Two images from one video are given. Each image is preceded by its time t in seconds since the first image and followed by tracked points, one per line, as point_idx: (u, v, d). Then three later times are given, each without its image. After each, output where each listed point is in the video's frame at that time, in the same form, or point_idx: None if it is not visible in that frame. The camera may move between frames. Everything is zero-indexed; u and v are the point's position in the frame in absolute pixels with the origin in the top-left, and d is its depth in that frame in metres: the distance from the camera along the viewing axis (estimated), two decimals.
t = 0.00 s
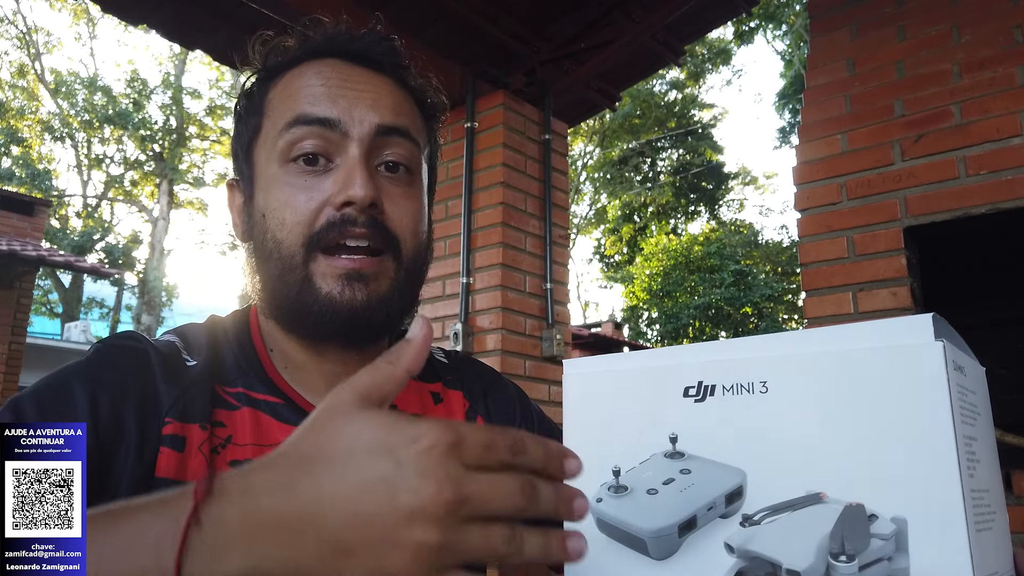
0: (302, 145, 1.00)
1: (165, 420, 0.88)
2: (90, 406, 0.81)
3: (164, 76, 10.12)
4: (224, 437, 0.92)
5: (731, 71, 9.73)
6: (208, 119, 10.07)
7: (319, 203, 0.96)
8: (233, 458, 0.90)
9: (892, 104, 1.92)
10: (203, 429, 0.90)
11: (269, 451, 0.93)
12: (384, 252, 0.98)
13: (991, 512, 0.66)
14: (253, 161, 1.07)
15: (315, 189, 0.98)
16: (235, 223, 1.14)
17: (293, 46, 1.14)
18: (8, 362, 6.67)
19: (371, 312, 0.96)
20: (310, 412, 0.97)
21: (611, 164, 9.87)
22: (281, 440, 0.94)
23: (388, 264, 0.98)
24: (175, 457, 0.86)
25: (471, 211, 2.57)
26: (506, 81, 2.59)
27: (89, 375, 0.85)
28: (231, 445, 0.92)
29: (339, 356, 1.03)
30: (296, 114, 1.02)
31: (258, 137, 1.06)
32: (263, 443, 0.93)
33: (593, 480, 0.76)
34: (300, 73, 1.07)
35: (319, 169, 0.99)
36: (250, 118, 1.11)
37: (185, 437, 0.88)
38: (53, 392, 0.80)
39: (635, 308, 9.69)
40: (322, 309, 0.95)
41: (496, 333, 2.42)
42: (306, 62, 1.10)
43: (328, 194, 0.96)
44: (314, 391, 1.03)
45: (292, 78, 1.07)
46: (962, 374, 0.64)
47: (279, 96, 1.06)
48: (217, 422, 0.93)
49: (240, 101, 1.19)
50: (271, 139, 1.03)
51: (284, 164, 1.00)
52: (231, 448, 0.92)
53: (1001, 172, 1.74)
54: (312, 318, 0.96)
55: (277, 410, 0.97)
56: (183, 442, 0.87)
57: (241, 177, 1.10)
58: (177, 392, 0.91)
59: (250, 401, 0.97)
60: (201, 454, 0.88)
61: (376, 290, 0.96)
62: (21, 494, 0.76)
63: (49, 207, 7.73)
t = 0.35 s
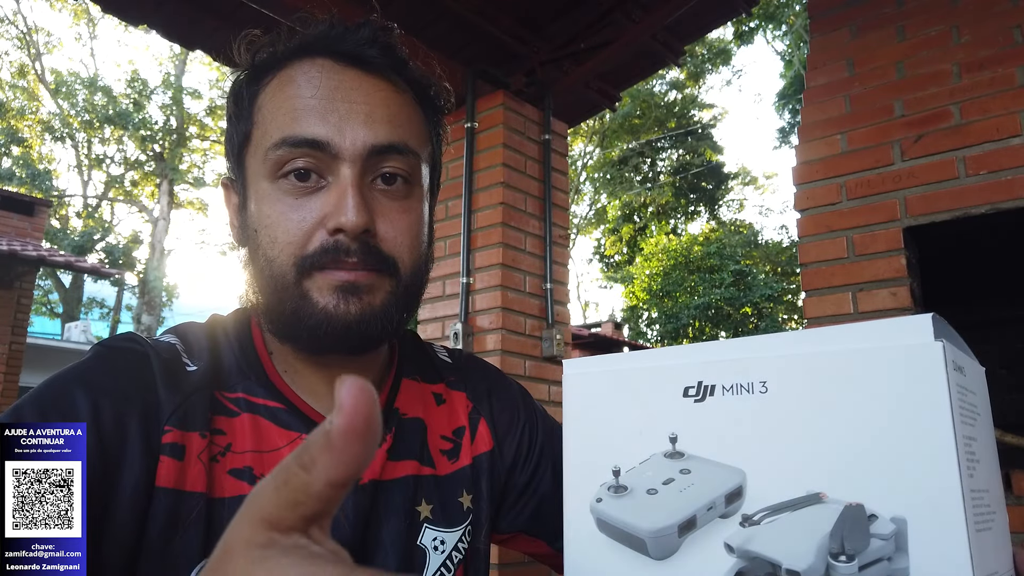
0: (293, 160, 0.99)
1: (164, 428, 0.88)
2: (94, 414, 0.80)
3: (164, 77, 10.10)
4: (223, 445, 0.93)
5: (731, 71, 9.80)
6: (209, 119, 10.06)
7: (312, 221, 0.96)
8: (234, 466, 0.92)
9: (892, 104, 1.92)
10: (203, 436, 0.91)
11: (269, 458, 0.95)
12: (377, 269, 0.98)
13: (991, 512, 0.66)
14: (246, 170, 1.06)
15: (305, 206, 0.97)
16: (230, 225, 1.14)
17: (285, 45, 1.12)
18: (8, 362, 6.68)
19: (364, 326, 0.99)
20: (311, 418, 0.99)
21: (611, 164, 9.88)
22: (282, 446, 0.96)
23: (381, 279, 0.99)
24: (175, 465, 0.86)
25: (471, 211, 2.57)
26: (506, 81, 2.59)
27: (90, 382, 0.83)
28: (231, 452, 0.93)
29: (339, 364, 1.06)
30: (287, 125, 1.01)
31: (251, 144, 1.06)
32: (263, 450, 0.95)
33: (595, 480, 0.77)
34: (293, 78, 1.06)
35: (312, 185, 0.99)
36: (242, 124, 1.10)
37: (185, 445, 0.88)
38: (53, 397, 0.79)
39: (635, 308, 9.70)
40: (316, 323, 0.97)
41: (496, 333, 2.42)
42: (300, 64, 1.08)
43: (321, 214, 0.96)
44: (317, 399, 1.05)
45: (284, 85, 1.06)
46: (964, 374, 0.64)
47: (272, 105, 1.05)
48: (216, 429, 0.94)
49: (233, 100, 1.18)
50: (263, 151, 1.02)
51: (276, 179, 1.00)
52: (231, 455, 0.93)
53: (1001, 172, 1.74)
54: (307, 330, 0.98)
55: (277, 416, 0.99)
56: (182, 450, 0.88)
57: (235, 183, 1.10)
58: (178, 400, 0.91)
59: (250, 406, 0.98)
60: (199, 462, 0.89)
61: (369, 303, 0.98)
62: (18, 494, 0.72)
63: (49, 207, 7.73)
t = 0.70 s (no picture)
0: (321, 164, 0.98)
1: (156, 429, 0.86)
2: (87, 407, 0.80)
3: (164, 77, 10.10)
4: (219, 448, 0.92)
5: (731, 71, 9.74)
6: (209, 119, 10.06)
7: (347, 228, 0.96)
8: (230, 468, 0.90)
9: (893, 104, 1.92)
10: (197, 437, 0.89)
11: (265, 461, 0.93)
12: (407, 281, 0.99)
13: (991, 512, 0.66)
14: (261, 171, 1.04)
15: (339, 213, 0.97)
16: (232, 228, 1.12)
17: (298, 37, 1.09)
18: (8, 362, 6.67)
19: (391, 339, 0.99)
20: (309, 421, 0.98)
21: (610, 164, 9.87)
22: (279, 449, 0.95)
23: (409, 290, 1.00)
24: (169, 467, 0.84)
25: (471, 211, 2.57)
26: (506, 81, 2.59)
27: (84, 377, 0.84)
28: (226, 455, 0.92)
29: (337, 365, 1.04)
30: (317, 128, 1.00)
31: (270, 142, 1.03)
32: (259, 452, 0.94)
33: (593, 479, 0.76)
34: (316, 76, 1.04)
35: (343, 191, 0.98)
36: (255, 116, 1.06)
37: (179, 446, 0.87)
38: (50, 393, 0.79)
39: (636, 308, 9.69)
40: (345, 337, 0.97)
41: (496, 333, 2.42)
42: (317, 60, 1.06)
43: (357, 219, 0.97)
44: (310, 399, 1.03)
45: (303, 82, 1.04)
46: (965, 373, 0.64)
47: (290, 104, 1.03)
48: (213, 431, 0.93)
49: (229, 95, 1.14)
50: (288, 151, 1.00)
51: (303, 183, 0.99)
52: (227, 458, 0.91)
53: (1001, 172, 1.74)
54: (334, 345, 0.98)
55: (274, 417, 0.97)
56: (176, 452, 0.86)
57: (243, 183, 1.08)
58: (171, 401, 0.89)
59: (248, 408, 0.97)
60: (194, 464, 0.87)
61: (396, 316, 1.00)
62: (19, 493, 0.77)
63: (48, 207, 7.72)
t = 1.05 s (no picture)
0: (323, 164, 0.98)
1: (172, 424, 0.88)
2: (120, 395, 0.85)
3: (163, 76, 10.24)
4: (229, 445, 0.92)
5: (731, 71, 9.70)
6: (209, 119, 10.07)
7: (354, 226, 0.97)
8: (229, 469, 0.91)
9: (893, 104, 1.92)
10: (212, 434, 0.90)
11: (266, 461, 0.93)
12: (415, 276, 1.00)
13: (987, 512, 0.65)
14: (260, 173, 1.04)
15: (346, 211, 0.97)
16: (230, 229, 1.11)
17: (288, 34, 1.08)
18: (8, 362, 6.68)
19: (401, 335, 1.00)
20: (307, 423, 0.98)
21: (611, 164, 9.87)
22: (277, 450, 0.95)
23: (417, 285, 1.01)
24: (184, 462, 0.86)
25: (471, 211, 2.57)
26: (506, 81, 2.60)
27: (106, 365, 0.88)
28: (233, 452, 0.92)
29: (335, 364, 1.05)
30: (318, 127, 1.00)
31: (268, 142, 1.03)
32: (260, 452, 0.94)
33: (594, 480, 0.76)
34: (312, 73, 1.04)
35: (347, 189, 0.99)
36: (250, 116, 1.06)
37: (194, 442, 0.88)
38: (80, 383, 0.83)
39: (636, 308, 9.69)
40: (357, 333, 0.97)
41: (496, 333, 2.42)
42: (309, 57, 1.05)
43: (364, 217, 0.97)
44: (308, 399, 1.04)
45: (298, 80, 1.03)
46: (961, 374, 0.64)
47: (288, 103, 1.03)
48: (223, 429, 0.94)
49: (218, 91, 1.13)
50: (288, 151, 1.00)
51: (306, 183, 0.99)
52: (233, 456, 0.92)
53: (1002, 172, 1.74)
54: (346, 343, 0.99)
55: (273, 417, 0.98)
56: (191, 447, 0.88)
57: (240, 184, 1.08)
58: (187, 395, 0.92)
59: (251, 407, 0.97)
60: (208, 460, 0.88)
61: (404, 311, 1.00)
62: (23, 493, 0.79)
63: (48, 207, 7.73)
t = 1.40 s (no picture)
0: (330, 162, 0.98)
1: (171, 424, 0.88)
2: (116, 396, 0.85)
3: (162, 76, 10.22)
4: (228, 445, 0.93)
5: (731, 71, 9.72)
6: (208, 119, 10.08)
7: (360, 226, 0.96)
8: (230, 471, 0.91)
9: (893, 104, 1.92)
10: (211, 434, 0.91)
11: (266, 463, 0.94)
12: (421, 276, 0.99)
13: (988, 513, 0.66)
14: (267, 171, 1.04)
15: (353, 211, 0.96)
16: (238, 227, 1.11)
17: (299, 31, 1.08)
18: (8, 362, 6.68)
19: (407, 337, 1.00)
20: (309, 424, 0.98)
21: (611, 164, 9.87)
22: (278, 451, 0.95)
23: (423, 286, 1.00)
24: (182, 463, 0.86)
25: (471, 211, 2.57)
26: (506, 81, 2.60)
27: (104, 365, 0.87)
28: (233, 453, 0.92)
29: (340, 367, 1.05)
30: (325, 126, 0.99)
31: (274, 140, 1.03)
32: (261, 453, 0.94)
33: (594, 480, 0.77)
34: (320, 70, 1.03)
35: (354, 189, 0.98)
36: (257, 113, 1.06)
37: (192, 442, 0.89)
38: (78, 383, 0.82)
39: (636, 309, 9.70)
40: (362, 336, 0.97)
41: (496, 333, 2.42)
42: (319, 55, 1.05)
43: (370, 217, 0.96)
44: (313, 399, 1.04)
45: (307, 78, 1.03)
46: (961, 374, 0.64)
47: (296, 101, 1.02)
48: (223, 429, 0.94)
49: (226, 87, 1.13)
50: (294, 150, 1.00)
51: (312, 182, 0.98)
52: (233, 457, 0.92)
53: (1002, 172, 1.74)
54: (351, 344, 0.98)
55: (275, 418, 0.98)
56: (189, 448, 0.88)
57: (248, 182, 1.07)
58: (186, 394, 0.92)
59: (252, 407, 0.98)
60: (207, 461, 0.89)
61: (410, 312, 1.00)
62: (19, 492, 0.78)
63: (48, 207, 7.73)
